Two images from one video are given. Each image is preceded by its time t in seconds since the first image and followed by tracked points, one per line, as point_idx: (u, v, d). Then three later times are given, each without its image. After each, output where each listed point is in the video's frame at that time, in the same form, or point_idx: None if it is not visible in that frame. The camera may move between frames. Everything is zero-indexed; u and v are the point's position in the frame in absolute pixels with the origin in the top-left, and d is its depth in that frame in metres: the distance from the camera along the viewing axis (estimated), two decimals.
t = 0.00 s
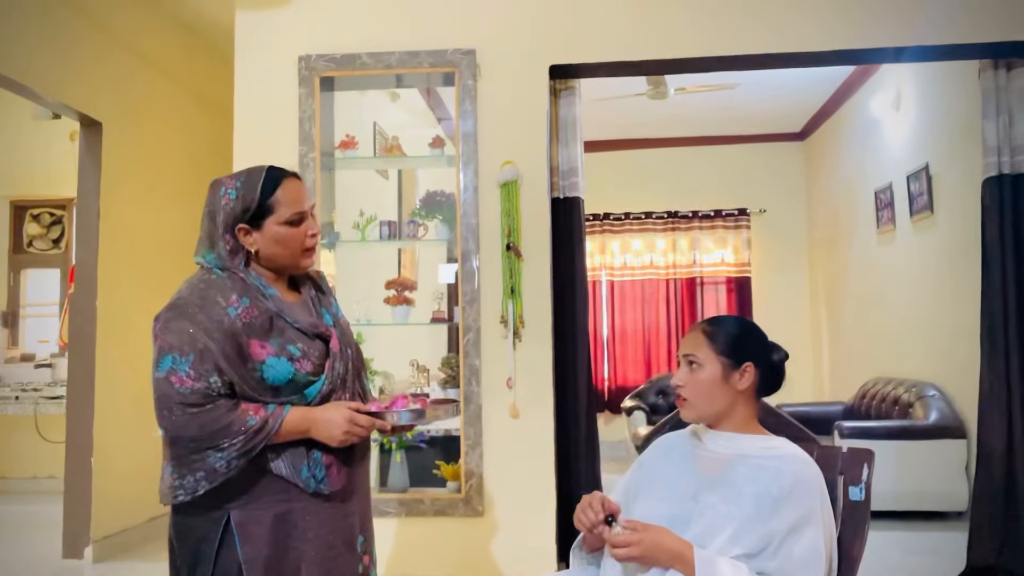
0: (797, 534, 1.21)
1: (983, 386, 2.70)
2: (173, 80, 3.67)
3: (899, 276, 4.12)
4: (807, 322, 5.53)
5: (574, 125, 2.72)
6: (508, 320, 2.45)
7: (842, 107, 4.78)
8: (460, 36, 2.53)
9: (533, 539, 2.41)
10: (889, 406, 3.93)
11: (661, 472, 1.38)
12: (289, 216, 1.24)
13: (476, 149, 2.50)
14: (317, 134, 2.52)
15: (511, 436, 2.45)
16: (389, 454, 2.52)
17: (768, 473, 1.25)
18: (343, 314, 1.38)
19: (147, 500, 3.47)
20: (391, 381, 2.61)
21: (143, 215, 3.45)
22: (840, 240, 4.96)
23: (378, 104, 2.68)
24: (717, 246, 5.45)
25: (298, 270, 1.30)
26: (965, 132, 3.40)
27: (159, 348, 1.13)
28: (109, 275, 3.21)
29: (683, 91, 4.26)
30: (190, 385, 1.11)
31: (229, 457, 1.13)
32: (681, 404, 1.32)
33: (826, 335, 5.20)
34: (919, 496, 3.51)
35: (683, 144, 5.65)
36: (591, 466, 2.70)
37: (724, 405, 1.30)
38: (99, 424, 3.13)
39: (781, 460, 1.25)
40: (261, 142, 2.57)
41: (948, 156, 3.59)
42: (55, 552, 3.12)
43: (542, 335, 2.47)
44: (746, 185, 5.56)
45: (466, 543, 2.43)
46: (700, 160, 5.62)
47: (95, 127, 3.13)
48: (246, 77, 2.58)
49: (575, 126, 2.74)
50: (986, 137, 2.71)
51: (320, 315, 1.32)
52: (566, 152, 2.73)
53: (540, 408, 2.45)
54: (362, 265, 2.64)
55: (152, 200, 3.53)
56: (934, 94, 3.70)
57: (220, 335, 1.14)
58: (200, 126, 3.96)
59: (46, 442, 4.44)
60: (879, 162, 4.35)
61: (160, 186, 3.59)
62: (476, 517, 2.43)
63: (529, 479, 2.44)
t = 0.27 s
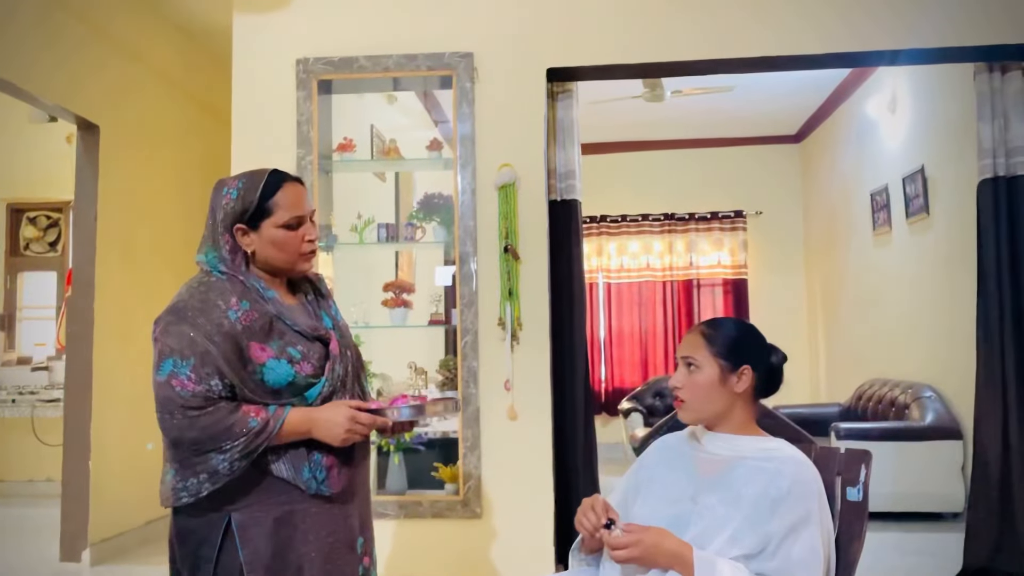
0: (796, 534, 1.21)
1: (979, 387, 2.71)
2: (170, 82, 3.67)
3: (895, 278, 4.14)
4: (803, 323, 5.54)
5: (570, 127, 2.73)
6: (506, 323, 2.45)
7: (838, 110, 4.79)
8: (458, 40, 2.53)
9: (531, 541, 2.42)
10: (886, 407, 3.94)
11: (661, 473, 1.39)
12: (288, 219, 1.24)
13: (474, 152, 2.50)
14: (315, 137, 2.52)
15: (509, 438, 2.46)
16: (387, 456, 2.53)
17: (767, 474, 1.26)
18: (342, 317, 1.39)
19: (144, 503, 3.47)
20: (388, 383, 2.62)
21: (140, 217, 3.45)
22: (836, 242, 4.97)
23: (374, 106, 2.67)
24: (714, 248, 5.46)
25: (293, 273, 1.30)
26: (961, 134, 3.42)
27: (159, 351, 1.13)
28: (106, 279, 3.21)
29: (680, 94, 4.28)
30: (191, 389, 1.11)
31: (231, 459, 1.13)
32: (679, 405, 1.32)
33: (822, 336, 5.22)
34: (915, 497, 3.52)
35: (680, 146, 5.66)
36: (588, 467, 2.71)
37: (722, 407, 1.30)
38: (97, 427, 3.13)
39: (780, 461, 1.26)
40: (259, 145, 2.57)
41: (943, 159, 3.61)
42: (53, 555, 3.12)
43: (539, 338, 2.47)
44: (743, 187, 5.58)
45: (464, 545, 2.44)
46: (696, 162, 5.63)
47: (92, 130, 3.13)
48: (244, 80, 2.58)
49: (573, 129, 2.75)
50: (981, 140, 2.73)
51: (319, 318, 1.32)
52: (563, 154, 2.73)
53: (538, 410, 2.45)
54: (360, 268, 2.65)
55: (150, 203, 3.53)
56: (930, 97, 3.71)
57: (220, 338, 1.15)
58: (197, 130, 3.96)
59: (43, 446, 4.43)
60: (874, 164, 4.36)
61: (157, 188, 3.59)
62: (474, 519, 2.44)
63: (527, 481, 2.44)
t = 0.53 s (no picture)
0: (795, 534, 1.22)
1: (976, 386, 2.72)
2: (167, 84, 3.67)
3: (891, 279, 4.15)
4: (800, 324, 5.55)
5: (568, 128, 2.74)
6: (504, 324, 2.45)
7: (834, 111, 4.81)
8: (454, 41, 2.53)
9: (530, 542, 2.42)
10: (883, 408, 3.95)
11: (659, 472, 1.39)
12: (288, 220, 1.24)
13: (472, 153, 2.50)
14: (313, 139, 2.53)
15: (508, 438, 2.46)
16: (385, 458, 2.53)
17: (765, 474, 1.26)
18: (340, 318, 1.39)
19: (142, 506, 3.46)
20: (386, 385, 2.61)
21: (137, 219, 3.45)
22: (833, 243, 4.98)
23: (371, 107, 2.66)
24: (711, 249, 5.47)
25: (291, 274, 1.30)
26: (957, 135, 3.43)
27: (158, 354, 1.13)
28: (104, 281, 3.21)
29: (677, 95, 4.28)
30: (191, 390, 1.11)
31: (232, 458, 1.13)
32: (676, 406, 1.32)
33: (819, 337, 5.22)
34: (912, 497, 3.52)
35: (677, 146, 5.67)
36: (587, 468, 2.71)
37: (720, 408, 1.31)
38: (95, 429, 3.13)
39: (777, 461, 1.27)
40: (257, 146, 2.57)
41: (939, 159, 3.62)
42: (50, 558, 3.12)
43: (537, 339, 2.47)
44: (740, 187, 5.58)
45: (463, 546, 2.44)
46: (693, 163, 5.64)
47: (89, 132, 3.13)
48: (242, 82, 2.58)
49: (570, 130, 2.76)
50: (978, 140, 2.73)
51: (317, 319, 1.33)
52: (560, 155, 2.74)
53: (536, 411, 2.46)
54: (358, 269, 2.65)
55: (147, 205, 3.53)
56: (926, 96, 3.72)
57: (219, 339, 1.15)
58: (194, 132, 3.96)
59: (41, 449, 4.43)
60: (871, 164, 4.37)
61: (155, 191, 3.59)
62: (473, 521, 2.44)
63: (526, 482, 2.44)
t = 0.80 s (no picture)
0: (793, 534, 1.22)
1: (974, 385, 2.72)
2: (163, 86, 3.66)
3: (888, 278, 4.15)
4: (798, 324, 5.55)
5: (565, 129, 2.74)
6: (502, 325, 2.45)
7: (831, 110, 4.81)
8: (451, 42, 2.53)
9: (528, 543, 2.42)
10: (880, 407, 3.95)
11: (658, 472, 1.39)
12: (286, 221, 1.24)
13: (469, 154, 2.50)
14: (309, 140, 2.52)
15: (506, 439, 2.46)
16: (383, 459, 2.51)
17: (764, 474, 1.26)
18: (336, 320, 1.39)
19: (139, 508, 3.45)
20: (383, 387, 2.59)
21: (134, 222, 3.45)
22: (830, 242, 4.99)
23: (368, 109, 2.67)
24: (708, 249, 5.47)
25: (289, 277, 1.30)
26: (953, 134, 3.43)
27: (157, 356, 1.13)
28: (101, 283, 3.20)
29: (674, 95, 4.28)
30: (190, 392, 1.11)
31: (235, 457, 1.13)
32: (674, 407, 1.32)
33: (817, 337, 5.23)
34: (910, 496, 3.53)
35: (674, 147, 5.67)
36: (585, 469, 2.71)
37: (718, 409, 1.31)
38: (92, 432, 3.12)
39: (776, 461, 1.27)
40: (253, 148, 2.56)
41: (936, 159, 3.62)
42: (48, 561, 3.11)
43: (535, 340, 2.47)
44: (737, 188, 5.59)
45: (461, 547, 2.44)
46: (690, 164, 5.64)
47: (86, 135, 3.13)
48: (238, 84, 2.58)
49: (567, 131, 2.76)
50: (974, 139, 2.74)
51: (314, 321, 1.33)
52: (557, 156, 2.74)
53: (534, 412, 2.45)
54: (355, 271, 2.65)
55: (144, 207, 3.52)
56: (923, 96, 3.72)
57: (218, 341, 1.15)
58: (191, 134, 3.96)
59: (37, 451, 4.42)
60: (868, 164, 4.38)
61: (152, 193, 3.58)
62: (471, 522, 2.44)
63: (524, 483, 2.44)
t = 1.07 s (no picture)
0: (789, 536, 1.21)
1: (971, 384, 2.71)
2: (158, 87, 3.66)
3: (885, 278, 4.15)
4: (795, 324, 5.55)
5: (561, 130, 2.74)
6: (498, 326, 2.45)
7: (827, 110, 4.81)
8: (446, 43, 2.53)
9: (526, 545, 2.41)
10: (878, 407, 3.95)
11: (653, 474, 1.39)
12: (280, 222, 1.24)
13: (464, 155, 2.49)
14: (305, 141, 2.51)
15: (503, 440, 2.45)
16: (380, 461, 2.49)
17: (760, 475, 1.26)
18: (330, 322, 1.38)
19: (135, 511, 3.44)
20: (381, 389, 2.59)
21: (129, 223, 3.44)
22: (827, 242, 4.99)
23: (364, 109, 2.68)
24: (705, 249, 5.47)
25: (281, 279, 1.30)
26: (949, 134, 3.43)
27: (149, 360, 1.12)
28: (96, 285, 3.19)
29: (671, 95, 4.28)
30: (182, 397, 1.10)
31: (227, 463, 1.12)
32: (668, 409, 1.32)
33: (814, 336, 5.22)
34: (907, 496, 3.53)
35: (670, 147, 5.67)
36: (582, 470, 2.71)
37: (713, 411, 1.30)
38: (88, 434, 3.11)
39: (772, 462, 1.26)
40: (248, 150, 2.56)
41: (932, 158, 3.63)
42: (43, 564, 3.10)
43: (532, 340, 2.47)
44: (733, 187, 5.59)
45: (458, 549, 2.43)
46: (687, 163, 5.64)
47: (81, 136, 3.12)
48: (233, 85, 2.57)
49: (563, 131, 2.76)
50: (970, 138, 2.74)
51: (308, 323, 1.32)
52: (553, 156, 2.74)
53: (531, 413, 2.45)
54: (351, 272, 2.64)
55: (140, 209, 3.52)
56: (919, 95, 3.72)
57: (210, 344, 1.14)
58: (186, 135, 3.95)
59: (33, 454, 4.40)
60: (864, 164, 4.38)
61: (147, 194, 3.57)
62: (468, 523, 2.43)
63: (521, 484, 2.43)
